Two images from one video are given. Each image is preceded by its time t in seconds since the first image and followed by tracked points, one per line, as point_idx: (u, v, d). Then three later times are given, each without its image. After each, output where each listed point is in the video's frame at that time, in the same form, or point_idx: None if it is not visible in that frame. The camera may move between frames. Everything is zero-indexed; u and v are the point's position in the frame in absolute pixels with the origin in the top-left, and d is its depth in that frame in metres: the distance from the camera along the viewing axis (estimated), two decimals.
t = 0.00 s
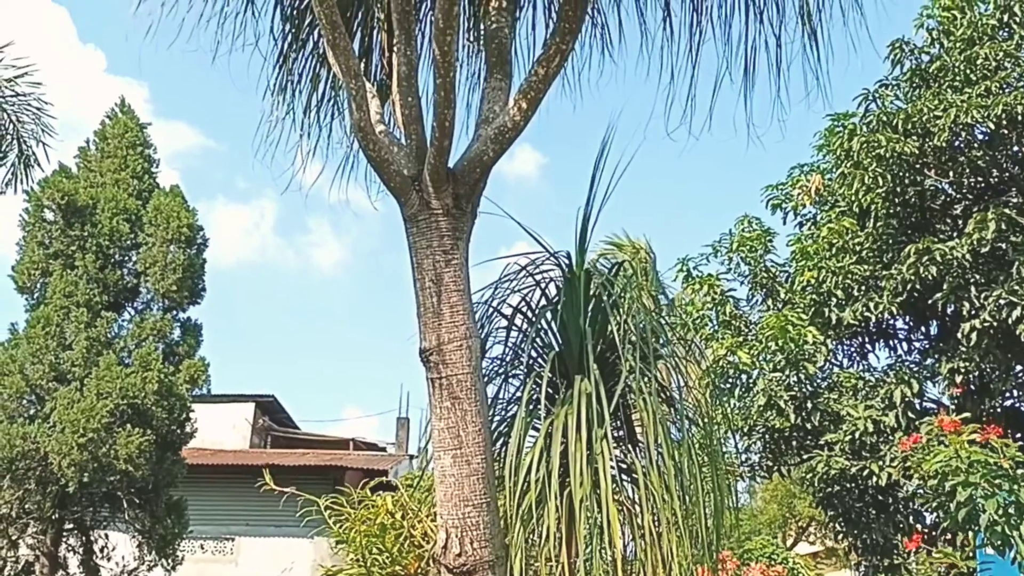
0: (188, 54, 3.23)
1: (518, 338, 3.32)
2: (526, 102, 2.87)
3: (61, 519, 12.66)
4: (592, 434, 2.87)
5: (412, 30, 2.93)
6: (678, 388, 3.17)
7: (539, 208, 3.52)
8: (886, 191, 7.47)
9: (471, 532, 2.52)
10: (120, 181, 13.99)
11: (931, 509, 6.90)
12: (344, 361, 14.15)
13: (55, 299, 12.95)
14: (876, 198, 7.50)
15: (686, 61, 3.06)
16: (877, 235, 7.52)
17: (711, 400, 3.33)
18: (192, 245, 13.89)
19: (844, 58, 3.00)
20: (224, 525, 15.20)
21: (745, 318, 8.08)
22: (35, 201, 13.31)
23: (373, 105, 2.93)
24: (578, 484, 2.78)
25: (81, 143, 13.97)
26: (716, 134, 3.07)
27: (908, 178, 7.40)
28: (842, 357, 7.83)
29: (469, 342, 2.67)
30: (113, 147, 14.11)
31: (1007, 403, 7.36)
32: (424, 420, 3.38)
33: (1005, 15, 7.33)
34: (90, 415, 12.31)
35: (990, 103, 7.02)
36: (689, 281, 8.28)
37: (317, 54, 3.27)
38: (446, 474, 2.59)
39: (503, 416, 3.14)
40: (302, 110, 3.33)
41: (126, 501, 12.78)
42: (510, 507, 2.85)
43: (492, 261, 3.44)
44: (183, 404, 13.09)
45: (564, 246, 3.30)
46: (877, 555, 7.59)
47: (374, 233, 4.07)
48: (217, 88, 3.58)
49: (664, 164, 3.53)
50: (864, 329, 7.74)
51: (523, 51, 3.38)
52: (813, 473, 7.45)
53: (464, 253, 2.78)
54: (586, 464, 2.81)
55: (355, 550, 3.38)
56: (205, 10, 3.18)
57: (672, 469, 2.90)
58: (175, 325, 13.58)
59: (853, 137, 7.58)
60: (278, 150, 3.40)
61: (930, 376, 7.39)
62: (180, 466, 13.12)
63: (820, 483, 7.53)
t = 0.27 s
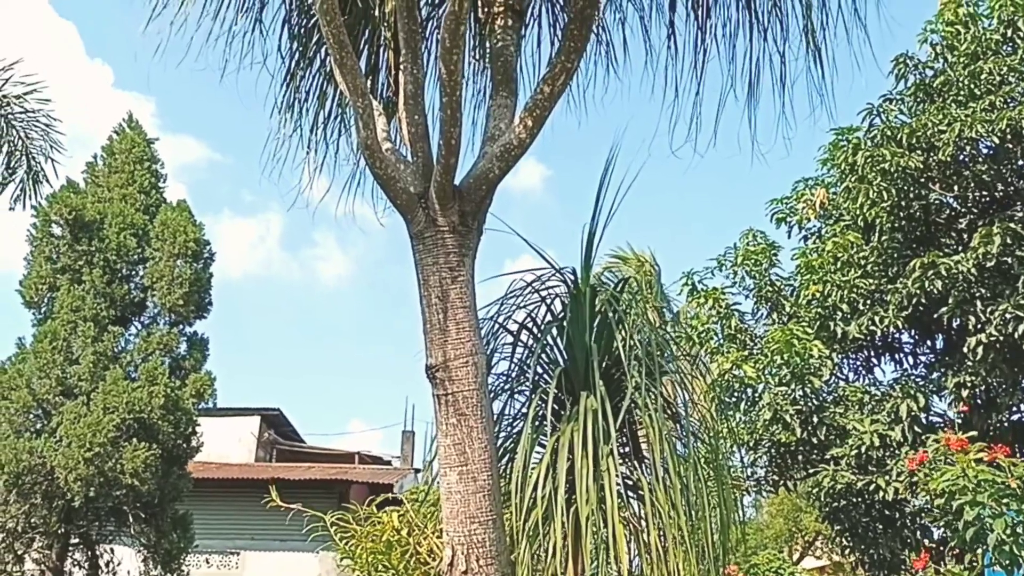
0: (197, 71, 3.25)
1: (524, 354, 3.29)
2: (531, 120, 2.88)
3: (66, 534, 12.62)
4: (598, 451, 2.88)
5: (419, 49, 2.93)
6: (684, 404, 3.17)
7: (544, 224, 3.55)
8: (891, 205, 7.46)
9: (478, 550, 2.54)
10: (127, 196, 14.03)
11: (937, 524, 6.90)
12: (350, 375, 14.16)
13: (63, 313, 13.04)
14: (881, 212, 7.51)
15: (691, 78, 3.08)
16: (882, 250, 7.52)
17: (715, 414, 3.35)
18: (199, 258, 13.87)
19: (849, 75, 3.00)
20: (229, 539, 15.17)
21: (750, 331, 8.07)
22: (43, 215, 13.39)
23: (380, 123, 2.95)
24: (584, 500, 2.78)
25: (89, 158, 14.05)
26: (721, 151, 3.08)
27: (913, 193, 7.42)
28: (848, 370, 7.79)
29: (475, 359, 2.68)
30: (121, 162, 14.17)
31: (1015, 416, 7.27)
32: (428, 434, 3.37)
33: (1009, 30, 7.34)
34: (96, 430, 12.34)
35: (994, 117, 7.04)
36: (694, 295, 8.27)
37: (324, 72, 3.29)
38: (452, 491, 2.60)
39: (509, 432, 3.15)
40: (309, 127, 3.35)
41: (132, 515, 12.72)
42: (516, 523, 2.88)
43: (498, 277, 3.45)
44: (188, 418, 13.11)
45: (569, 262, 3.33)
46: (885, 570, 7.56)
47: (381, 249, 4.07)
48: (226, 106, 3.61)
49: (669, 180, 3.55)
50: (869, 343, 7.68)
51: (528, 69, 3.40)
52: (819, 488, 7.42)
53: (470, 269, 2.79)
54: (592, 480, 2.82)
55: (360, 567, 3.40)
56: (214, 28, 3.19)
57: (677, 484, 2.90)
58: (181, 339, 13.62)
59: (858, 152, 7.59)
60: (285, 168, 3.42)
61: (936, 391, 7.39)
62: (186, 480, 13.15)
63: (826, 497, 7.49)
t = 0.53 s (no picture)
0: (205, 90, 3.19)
1: (529, 373, 3.29)
2: (536, 139, 2.87)
3: (70, 552, 12.59)
4: (603, 471, 2.86)
5: (425, 68, 2.94)
6: (690, 424, 3.16)
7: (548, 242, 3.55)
8: (897, 221, 7.42)
9: (482, 571, 2.51)
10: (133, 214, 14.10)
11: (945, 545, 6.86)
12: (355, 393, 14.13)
13: (68, 331, 13.06)
14: (887, 229, 7.49)
15: (695, 97, 3.10)
16: (888, 266, 7.53)
17: (721, 431, 3.35)
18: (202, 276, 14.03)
19: (854, 94, 2.98)
20: (233, 557, 15.12)
21: (757, 349, 8.07)
22: (49, 233, 13.44)
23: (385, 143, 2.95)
24: (589, 521, 2.77)
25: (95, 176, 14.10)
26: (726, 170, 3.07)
27: (918, 210, 7.35)
28: (855, 388, 7.78)
29: (480, 379, 2.67)
30: (126, 179, 14.26)
31: None
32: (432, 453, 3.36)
33: (1014, 47, 7.33)
34: (101, 447, 12.34)
35: (999, 134, 7.04)
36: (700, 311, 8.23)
37: (330, 91, 3.33)
38: (457, 512, 2.58)
39: (514, 452, 3.13)
40: (314, 146, 3.37)
41: (136, 534, 12.67)
42: (520, 543, 2.85)
43: (503, 295, 3.43)
44: (192, 436, 13.08)
45: (575, 281, 3.31)
46: None
47: (385, 267, 4.06)
48: (231, 125, 3.62)
49: (674, 199, 3.54)
50: (876, 360, 7.66)
51: (533, 89, 3.40)
52: (826, 506, 7.39)
53: (476, 289, 2.79)
54: (598, 501, 2.80)
55: None
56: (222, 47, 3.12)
57: (684, 505, 2.89)
58: (186, 356, 13.63)
59: (863, 169, 7.59)
60: (290, 186, 3.41)
61: (943, 408, 7.36)
62: (190, 498, 13.08)
63: (833, 515, 7.46)
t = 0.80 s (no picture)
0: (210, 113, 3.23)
1: (532, 393, 3.28)
2: (539, 160, 2.89)
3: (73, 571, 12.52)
4: (606, 491, 2.87)
5: (429, 91, 2.98)
6: (693, 443, 3.16)
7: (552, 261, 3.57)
8: (900, 239, 7.44)
9: None
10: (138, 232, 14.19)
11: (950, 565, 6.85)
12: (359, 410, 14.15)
13: (73, 348, 13.14)
14: (890, 247, 7.48)
15: (697, 118, 3.12)
16: (891, 284, 7.51)
17: (724, 449, 3.38)
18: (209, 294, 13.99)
19: (854, 117, 3.01)
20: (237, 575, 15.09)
21: (760, 366, 8.03)
22: (55, 251, 13.51)
23: (389, 164, 2.97)
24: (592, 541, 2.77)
25: (101, 194, 14.18)
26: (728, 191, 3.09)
27: (921, 228, 7.41)
28: (859, 406, 7.70)
29: (483, 399, 2.68)
30: (132, 198, 14.33)
31: None
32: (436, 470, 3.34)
33: (1015, 66, 7.36)
34: (105, 466, 12.35)
35: (1001, 153, 7.08)
36: (703, 329, 8.23)
37: (334, 113, 3.36)
38: (460, 532, 2.59)
39: (517, 473, 3.14)
40: (319, 167, 3.39)
41: (139, 552, 12.54)
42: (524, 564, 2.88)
43: (506, 314, 3.44)
44: (196, 453, 13.06)
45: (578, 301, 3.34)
46: None
47: (389, 286, 4.08)
48: (237, 145, 3.65)
49: (677, 219, 3.56)
50: (880, 377, 7.59)
51: (537, 110, 3.45)
52: (831, 525, 7.30)
53: (479, 309, 2.80)
54: (601, 521, 2.81)
55: None
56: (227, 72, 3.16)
57: (687, 525, 2.87)
58: (190, 374, 13.65)
59: (865, 187, 7.62)
60: (295, 206, 3.42)
61: (948, 426, 7.36)
62: (194, 516, 12.98)
63: (839, 534, 7.36)
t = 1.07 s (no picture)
0: (213, 133, 3.25)
1: (535, 412, 3.26)
2: (541, 180, 2.90)
3: None
4: (609, 512, 2.87)
5: (431, 111, 3.00)
6: (696, 463, 3.15)
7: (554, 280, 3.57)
8: (901, 257, 7.44)
9: None
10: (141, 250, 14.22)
11: None
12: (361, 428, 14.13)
13: (75, 367, 13.13)
14: (892, 264, 7.49)
15: (698, 138, 3.12)
16: (893, 301, 7.51)
17: (727, 467, 3.37)
18: (211, 311, 14.03)
19: (854, 134, 3.02)
20: None
21: (763, 384, 8.01)
22: (58, 270, 13.53)
23: (392, 183, 2.98)
24: (595, 562, 2.76)
25: (104, 213, 14.22)
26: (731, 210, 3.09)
27: (923, 246, 7.42)
28: (862, 424, 7.68)
29: (485, 418, 2.68)
30: (135, 217, 14.35)
31: None
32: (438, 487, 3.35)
33: (1015, 84, 7.40)
34: (106, 484, 12.34)
35: (1002, 171, 7.09)
36: (706, 346, 8.20)
37: (337, 132, 3.36)
38: (462, 553, 2.57)
39: (519, 493, 3.14)
40: (322, 187, 3.40)
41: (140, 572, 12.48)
42: None
43: (508, 333, 3.43)
44: (197, 472, 13.03)
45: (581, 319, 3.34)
46: None
47: (391, 304, 4.08)
48: (240, 163, 3.66)
49: (679, 238, 3.56)
50: (883, 395, 7.58)
51: (538, 130, 3.46)
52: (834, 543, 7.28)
53: (481, 328, 2.80)
54: (604, 542, 2.80)
55: None
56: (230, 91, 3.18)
57: (690, 546, 2.86)
58: (192, 392, 13.64)
59: (867, 206, 7.63)
60: (298, 225, 3.43)
61: (951, 444, 7.31)
62: (195, 535, 12.97)
63: (842, 553, 7.37)
